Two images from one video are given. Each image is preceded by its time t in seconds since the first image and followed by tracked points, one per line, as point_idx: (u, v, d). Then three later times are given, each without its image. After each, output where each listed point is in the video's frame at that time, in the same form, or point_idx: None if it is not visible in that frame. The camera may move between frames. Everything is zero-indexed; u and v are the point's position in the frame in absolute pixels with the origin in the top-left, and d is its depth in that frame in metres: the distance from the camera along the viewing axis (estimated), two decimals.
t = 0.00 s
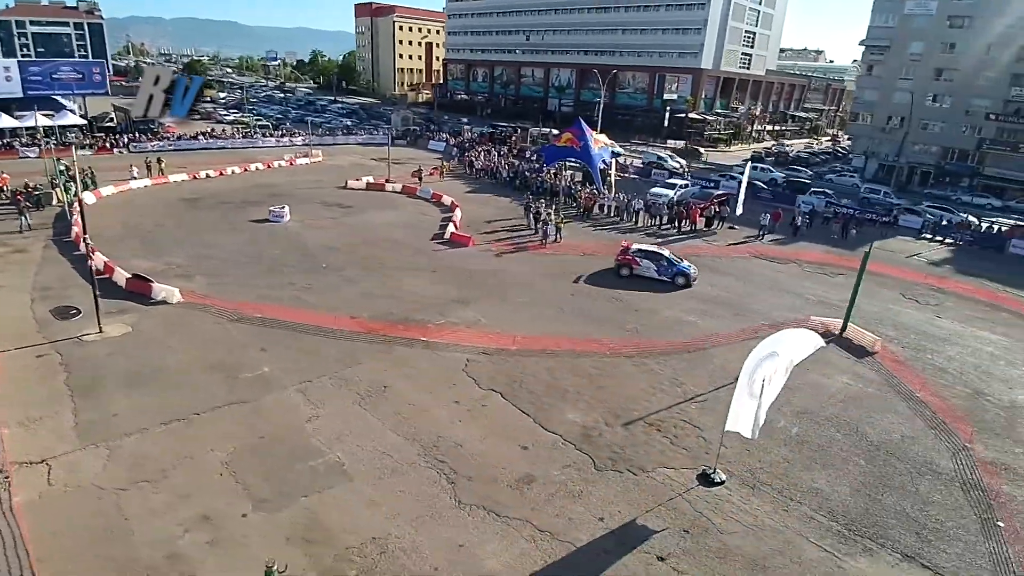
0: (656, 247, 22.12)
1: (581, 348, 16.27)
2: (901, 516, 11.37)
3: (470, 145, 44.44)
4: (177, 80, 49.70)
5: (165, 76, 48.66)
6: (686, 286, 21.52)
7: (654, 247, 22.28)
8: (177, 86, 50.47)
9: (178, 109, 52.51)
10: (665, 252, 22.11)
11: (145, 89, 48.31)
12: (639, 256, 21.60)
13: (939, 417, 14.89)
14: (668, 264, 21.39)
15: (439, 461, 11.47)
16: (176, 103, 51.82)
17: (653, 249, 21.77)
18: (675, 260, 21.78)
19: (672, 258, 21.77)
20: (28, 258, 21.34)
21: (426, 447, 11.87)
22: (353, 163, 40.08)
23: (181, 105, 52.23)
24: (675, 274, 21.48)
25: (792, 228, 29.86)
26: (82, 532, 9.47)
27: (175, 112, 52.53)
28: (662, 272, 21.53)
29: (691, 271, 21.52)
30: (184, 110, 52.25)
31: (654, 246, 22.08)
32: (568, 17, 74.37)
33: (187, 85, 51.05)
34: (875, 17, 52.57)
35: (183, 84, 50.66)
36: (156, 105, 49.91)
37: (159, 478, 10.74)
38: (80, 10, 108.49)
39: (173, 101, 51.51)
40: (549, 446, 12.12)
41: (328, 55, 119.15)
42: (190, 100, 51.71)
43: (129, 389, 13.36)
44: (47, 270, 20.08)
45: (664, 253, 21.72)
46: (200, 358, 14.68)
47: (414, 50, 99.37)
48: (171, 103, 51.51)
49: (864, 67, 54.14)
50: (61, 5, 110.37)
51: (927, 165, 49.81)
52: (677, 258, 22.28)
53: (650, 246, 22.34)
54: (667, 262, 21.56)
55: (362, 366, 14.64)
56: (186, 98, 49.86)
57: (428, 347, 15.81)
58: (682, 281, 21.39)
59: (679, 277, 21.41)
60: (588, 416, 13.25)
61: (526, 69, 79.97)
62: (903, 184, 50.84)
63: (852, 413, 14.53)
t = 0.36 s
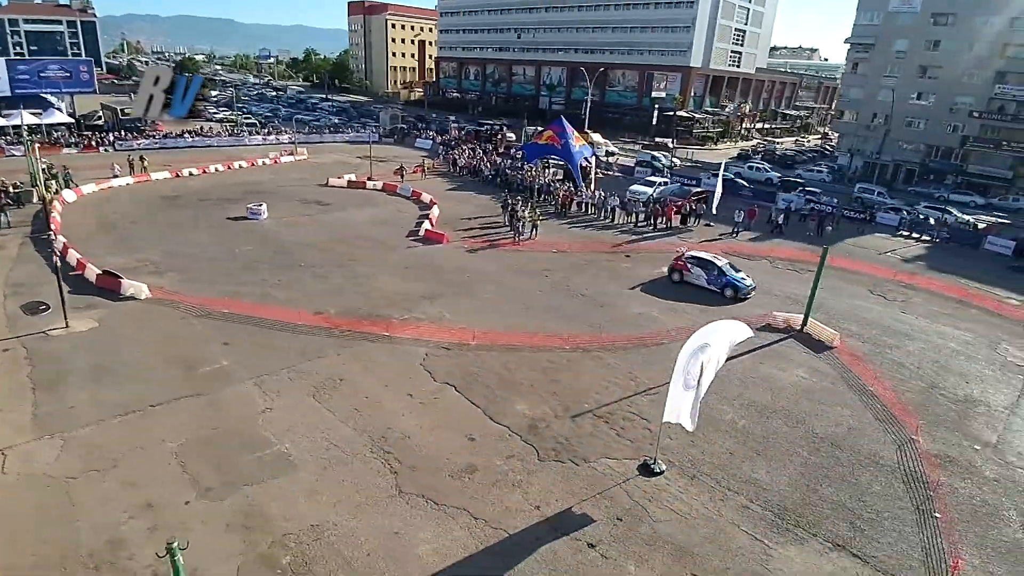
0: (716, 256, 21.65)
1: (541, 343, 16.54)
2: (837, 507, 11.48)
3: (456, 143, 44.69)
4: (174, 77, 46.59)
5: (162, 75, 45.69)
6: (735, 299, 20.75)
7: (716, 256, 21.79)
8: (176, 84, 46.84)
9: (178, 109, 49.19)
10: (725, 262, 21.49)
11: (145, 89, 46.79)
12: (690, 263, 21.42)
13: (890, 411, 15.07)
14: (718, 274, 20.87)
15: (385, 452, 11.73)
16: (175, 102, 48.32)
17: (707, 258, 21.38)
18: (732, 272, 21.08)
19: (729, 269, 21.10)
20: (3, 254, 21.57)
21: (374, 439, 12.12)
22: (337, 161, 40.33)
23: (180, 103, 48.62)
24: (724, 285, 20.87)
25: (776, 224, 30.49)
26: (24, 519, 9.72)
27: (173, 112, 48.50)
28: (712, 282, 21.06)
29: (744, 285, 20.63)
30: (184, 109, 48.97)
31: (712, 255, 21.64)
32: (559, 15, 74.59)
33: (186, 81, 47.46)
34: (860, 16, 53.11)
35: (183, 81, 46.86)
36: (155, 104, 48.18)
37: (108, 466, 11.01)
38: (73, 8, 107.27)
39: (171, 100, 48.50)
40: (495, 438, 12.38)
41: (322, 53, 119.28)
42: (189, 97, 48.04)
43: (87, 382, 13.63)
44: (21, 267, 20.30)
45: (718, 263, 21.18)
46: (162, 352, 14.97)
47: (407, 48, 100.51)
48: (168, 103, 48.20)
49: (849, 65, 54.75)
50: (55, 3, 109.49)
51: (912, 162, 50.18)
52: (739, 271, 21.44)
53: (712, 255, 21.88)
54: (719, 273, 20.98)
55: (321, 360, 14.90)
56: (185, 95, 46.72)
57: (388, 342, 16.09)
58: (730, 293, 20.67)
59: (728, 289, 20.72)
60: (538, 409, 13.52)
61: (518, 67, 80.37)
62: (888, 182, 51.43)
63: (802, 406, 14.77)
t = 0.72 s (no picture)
0: (771, 270, 20.85)
1: (507, 336, 16.87)
2: (781, 494, 11.67)
3: (443, 140, 44.93)
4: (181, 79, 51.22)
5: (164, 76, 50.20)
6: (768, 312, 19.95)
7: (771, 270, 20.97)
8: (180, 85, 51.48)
9: (179, 110, 52.24)
10: (777, 277, 20.61)
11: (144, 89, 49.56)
12: (734, 269, 21.09)
13: (846, 403, 15.29)
14: (756, 283, 20.24)
15: (342, 440, 12.03)
16: (177, 103, 52.25)
17: (756, 267, 20.76)
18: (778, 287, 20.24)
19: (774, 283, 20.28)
20: None
21: (332, 428, 12.41)
22: (323, 158, 40.59)
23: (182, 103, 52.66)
24: (759, 297, 20.16)
25: (764, 221, 30.90)
26: None
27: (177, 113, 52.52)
28: (750, 292, 20.47)
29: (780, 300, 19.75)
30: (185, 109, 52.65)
31: (766, 267, 20.91)
32: (550, 14, 74.88)
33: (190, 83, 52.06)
34: (846, 15, 53.46)
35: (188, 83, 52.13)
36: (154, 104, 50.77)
37: (69, 453, 11.28)
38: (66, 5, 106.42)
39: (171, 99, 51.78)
40: (451, 427, 12.66)
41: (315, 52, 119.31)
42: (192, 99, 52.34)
43: (55, 374, 13.89)
44: None
45: (762, 273, 20.41)
46: (131, 345, 15.24)
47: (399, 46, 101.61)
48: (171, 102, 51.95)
49: (836, 63, 55.05)
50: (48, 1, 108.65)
51: (898, 160, 50.55)
52: (790, 289, 20.37)
53: (768, 268, 21.10)
54: (759, 284, 20.34)
55: (287, 353, 15.18)
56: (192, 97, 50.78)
57: (356, 335, 16.39)
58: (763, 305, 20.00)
59: (762, 301, 20.00)
60: (497, 399, 13.82)
61: (510, 65, 80.63)
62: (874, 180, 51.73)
63: (758, 397, 15.06)
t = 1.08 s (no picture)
0: (816, 290, 19.89)
1: (477, 331, 17.17)
2: (732, 481, 11.98)
3: (429, 139, 45.17)
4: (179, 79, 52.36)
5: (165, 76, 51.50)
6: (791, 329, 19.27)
7: (817, 291, 19.98)
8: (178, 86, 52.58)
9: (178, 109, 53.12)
10: (818, 298, 19.61)
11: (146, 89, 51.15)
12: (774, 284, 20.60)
13: (805, 394, 15.63)
14: (786, 298, 19.67)
15: (305, 431, 12.30)
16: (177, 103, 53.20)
17: (796, 285, 20.06)
18: (813, 307, 19.29)
19: (809, 302, 19.41)
20: None
21: (296, 419, 12.68)
22: (308, 156, 40.76)
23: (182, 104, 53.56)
24: (787, 312, 19.51)
25: (744, 219, 31.24)
26: None
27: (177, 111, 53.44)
28: (780, 307, 19.89)
29: (805, 319, 18.90)
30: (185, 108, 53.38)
31: (810, 287, 20.00)
32: (540, 13, 75.21)
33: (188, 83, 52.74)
34: (830, 14, 53.94)
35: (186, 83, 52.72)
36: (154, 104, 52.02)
37: (36, 444, 11.52)
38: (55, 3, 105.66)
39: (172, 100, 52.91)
40: (414, 419, 12.96)
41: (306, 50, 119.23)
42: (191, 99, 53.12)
43: (27, 367, 14.11)
44: None
45: (796, 289, 19.74)
46: (104, 340, 15.47)
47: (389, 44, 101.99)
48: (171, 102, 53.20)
49: (820, 62, 55.52)
50: None
51: (881, 158, 51.06)
52: (829, 312, 19.13)
53: (816, 290, 20.06)
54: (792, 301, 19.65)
55: (258, 347, 15.43)
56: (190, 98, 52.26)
57: (328, 330, 16.65)
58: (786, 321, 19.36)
59: (788, 317, 19.36)
60: (461, 392, 14.12)
61: (499, 64, 80.89)
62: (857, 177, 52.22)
63: (719, 388, 15.42)
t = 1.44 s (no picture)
0: (851, 317, 17.95)
1: (449, 323, 17.54)
2: (687, 465, 12.41)
3: (414, 136, 45.49)
4: (178, 80, 53.26)
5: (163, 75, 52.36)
6: (816, 357, 17.53)
7: (852, 318, 18.02)
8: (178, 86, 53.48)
9: (178, 107, 53.93)
10: (851, 325, 17.68)
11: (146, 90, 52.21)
12: (808, 308, 18.84)
13: (766, 382, 16.10)
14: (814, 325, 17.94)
15: (274, 419, 12.66)
16: (177, 101, 54.13)
17: (829, 310, 18.21)
18: (843, 335, 17.41)
19: (839, 329, 17.55)
20: None
21: (267, 408, 13.04)
22: (293, 154, 40.98)
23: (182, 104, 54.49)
24: (814, 340, 17.79)
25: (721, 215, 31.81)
26: None
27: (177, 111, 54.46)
28: (809, 334, 18.17)
29: (830, 347, 17.08)
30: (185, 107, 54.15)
31: (845, 313, 18.10)
32: (527, 11, 75.64)
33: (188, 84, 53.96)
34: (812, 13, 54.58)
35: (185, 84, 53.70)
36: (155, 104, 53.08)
37: (7, 432, 11.79)
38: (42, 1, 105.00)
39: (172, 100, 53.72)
40: (381, 407, 13.33)
41: (296, 48, 118.96)
42: (190, 97, 54.07)
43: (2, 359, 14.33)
44: None
45: (827, 315, 17.97)
46: (79, 333, 15.72)
47: (378, 42, 102.26)
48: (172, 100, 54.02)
49: (802, 60, 56.22)
50: None
51: (863, 155, 51.78)
52: (862, 342, 17.13)
53: (853, 317, 18.08)
54: (820, 326, 17.88)
55: (233, 340, 15.76)
56: (189, 97, 52.98)
57: (303, 322, 16.99)
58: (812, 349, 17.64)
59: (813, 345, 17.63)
60: (430, 381, 14.50)
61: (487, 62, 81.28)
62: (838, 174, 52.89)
63: (683, 377, 15.88)
